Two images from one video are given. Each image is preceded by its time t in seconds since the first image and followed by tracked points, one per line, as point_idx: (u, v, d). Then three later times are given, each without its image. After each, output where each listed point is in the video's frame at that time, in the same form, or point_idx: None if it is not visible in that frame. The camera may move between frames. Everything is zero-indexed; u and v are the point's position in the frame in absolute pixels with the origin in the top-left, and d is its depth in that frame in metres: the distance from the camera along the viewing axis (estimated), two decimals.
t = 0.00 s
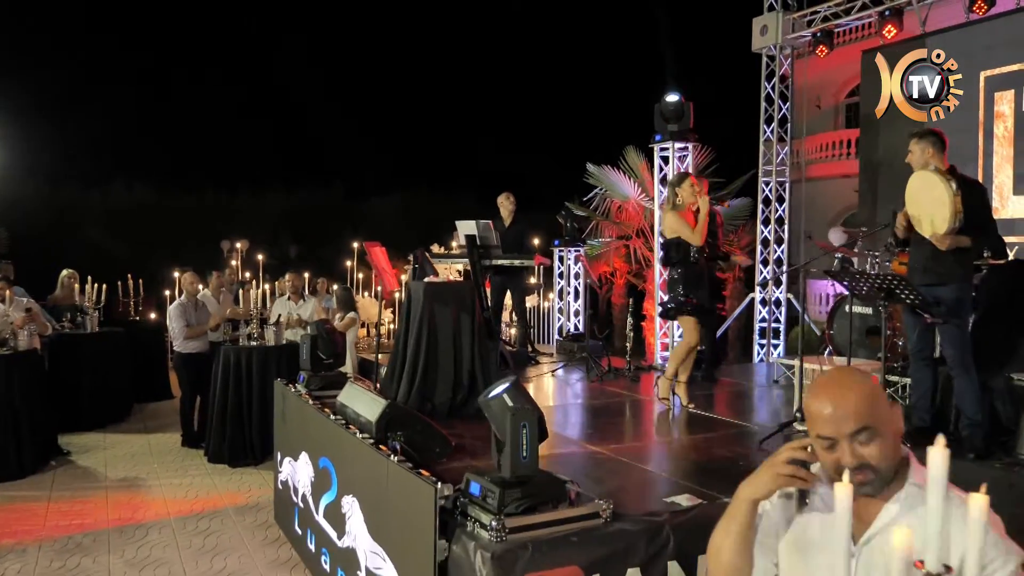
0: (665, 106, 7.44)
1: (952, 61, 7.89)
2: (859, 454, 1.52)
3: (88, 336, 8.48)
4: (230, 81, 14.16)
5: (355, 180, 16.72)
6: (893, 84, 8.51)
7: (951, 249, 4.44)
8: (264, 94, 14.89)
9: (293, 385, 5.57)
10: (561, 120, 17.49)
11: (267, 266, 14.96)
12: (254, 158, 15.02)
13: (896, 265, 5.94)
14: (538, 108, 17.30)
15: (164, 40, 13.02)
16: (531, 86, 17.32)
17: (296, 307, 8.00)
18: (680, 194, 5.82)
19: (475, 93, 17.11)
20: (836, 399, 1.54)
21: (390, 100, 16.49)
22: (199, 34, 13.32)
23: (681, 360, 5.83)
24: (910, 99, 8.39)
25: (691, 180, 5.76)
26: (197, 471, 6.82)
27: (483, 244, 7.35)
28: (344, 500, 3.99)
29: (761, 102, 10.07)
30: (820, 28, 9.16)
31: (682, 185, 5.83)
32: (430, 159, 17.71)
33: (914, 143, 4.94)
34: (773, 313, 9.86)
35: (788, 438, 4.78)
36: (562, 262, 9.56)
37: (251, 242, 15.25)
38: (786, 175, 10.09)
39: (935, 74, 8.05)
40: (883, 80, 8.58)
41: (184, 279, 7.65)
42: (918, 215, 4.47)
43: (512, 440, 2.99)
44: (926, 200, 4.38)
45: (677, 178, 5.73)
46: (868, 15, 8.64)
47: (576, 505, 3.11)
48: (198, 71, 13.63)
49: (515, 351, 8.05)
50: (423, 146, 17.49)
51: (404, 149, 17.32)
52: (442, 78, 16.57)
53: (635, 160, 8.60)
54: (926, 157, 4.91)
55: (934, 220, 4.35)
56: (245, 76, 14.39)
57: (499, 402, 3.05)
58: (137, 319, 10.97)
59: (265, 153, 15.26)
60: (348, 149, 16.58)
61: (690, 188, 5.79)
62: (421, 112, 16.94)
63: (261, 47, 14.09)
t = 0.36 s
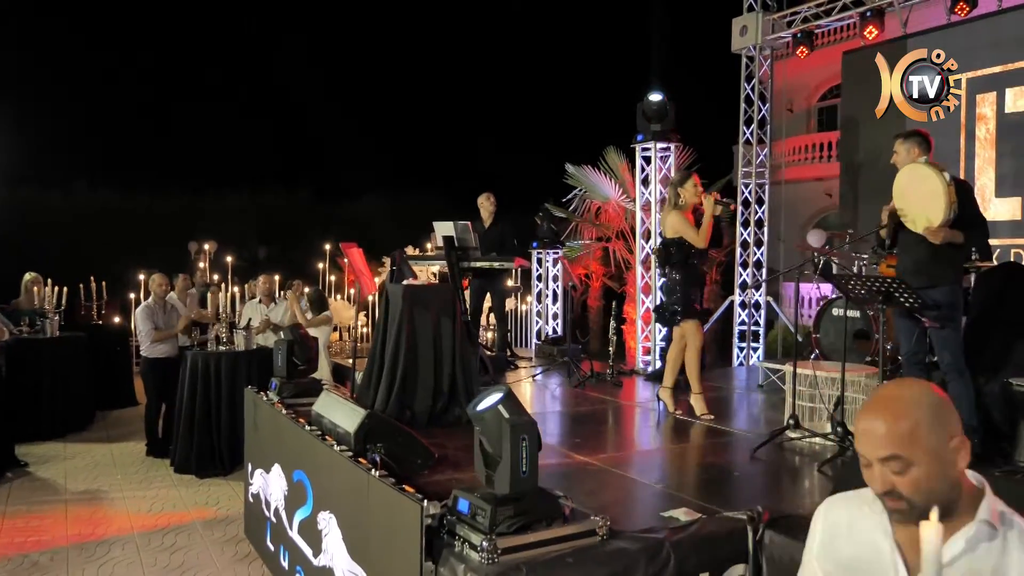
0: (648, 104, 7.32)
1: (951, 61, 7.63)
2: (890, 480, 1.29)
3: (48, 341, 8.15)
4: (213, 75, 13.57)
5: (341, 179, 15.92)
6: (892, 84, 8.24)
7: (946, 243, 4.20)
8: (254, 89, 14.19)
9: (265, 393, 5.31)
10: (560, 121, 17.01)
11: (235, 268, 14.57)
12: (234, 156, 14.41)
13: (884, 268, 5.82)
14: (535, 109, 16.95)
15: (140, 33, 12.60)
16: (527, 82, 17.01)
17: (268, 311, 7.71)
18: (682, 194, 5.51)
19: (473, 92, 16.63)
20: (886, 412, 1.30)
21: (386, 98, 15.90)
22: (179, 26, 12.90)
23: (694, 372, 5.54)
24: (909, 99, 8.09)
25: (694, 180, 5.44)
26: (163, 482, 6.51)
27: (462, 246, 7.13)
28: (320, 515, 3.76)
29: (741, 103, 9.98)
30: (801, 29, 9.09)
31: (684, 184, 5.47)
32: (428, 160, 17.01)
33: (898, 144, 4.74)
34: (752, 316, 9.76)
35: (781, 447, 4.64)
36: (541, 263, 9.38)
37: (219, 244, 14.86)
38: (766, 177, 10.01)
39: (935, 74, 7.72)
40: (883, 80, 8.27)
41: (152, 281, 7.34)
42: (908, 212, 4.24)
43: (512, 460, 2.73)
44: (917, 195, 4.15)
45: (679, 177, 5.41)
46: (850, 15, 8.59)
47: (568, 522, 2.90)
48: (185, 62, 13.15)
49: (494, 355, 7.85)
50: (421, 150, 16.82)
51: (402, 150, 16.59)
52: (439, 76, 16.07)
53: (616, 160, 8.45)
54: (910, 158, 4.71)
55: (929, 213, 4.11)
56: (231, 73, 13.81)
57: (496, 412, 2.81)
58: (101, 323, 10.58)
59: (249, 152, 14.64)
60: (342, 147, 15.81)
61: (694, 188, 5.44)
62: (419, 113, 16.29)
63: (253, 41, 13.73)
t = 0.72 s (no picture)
0: (625, 102, 7.25)
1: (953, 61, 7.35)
2: (978, 523, 1.24)
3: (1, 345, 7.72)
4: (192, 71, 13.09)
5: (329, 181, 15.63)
6: (892, 85, 7.91)
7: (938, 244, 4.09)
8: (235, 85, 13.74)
9: (230, 401, 5.04)
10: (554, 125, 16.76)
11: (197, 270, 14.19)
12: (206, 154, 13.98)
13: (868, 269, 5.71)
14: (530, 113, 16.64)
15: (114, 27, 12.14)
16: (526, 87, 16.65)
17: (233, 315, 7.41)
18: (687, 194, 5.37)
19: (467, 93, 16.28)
20: (966, 444, 1.24)
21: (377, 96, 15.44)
22: (161, 20, 12.53)
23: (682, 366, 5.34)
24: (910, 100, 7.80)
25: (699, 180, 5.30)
26: (122, 495, 6.20)
27: (436, 247, 6.89)
28: (292, 534, 3.52)
29: (716, 104, 9.92)
30: (776, 29, 9.05)
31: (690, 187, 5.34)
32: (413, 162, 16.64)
33: (883, 144, 4.45)
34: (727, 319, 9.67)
35: (769, 455, 4.49)
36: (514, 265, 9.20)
37: (181, 245, 14.45)
38: (741, 178, 9.94)
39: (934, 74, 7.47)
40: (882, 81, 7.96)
41: (114, 284, 7.03)
42: (899, 212, 4.14)
43: (507, 477, 2.53)
44: (911, 195, 4.05)
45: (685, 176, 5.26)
46: (825, 15, 8.55)
47: (562, 540, 2.69)
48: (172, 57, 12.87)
49: (468, 359, 7.63)
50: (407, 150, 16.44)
51: (381, 151, 16.23)
52: (433, 77, 15.70)
53: (592, 160, 8.30)
54: (897, 159, 4.41)
55: (922, 214, 4.01)
56: (212, 68, 13.33)
57: (488, 425, 2.59)
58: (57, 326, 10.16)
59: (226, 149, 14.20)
60: (322, 147, 15.41)
61: (697, 190, 5.34)
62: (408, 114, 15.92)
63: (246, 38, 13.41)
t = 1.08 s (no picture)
0: (607, 99, 7.16)
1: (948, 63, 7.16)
2: None
3: None
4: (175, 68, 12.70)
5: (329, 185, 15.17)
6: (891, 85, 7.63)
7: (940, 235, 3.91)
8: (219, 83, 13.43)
9: (199, 406, 4.80)
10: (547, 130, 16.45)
11: (163, 271, 13.81)
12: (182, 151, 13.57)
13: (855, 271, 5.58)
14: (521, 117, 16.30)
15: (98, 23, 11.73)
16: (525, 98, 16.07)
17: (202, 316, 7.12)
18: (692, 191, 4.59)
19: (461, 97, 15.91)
20: None
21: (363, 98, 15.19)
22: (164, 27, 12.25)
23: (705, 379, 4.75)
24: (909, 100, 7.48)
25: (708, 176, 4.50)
26: (83, 506, 5.90)
27: (413, 247, 6.63)
28: (269, 551, 3.32)
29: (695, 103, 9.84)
30: (755, 28, 8.99)
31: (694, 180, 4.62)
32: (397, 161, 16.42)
33: (875, 142, 4.28)
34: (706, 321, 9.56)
35: (762, 460, 4.36)
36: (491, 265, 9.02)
37: (147, 245, 14.06)
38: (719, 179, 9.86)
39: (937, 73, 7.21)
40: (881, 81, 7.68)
41: (78, 283, 6.72)
42: (895, 206, 3.98)
43: (505, 498, 2.33)
44: (906, 186, 3.89)
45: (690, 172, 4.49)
46: (804, 15, 8.49)
47: (563, 556, 2.51)
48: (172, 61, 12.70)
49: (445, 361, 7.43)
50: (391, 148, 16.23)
51: (363, 149, 16.03)
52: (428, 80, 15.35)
53: (571, 158, 8.21)
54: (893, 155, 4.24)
55: (920, 205, 3.83)
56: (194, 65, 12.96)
57: (486, 440, 2.38)
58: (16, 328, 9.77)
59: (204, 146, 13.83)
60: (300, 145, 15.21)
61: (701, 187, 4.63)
62: (397, 114, 15.72)
63: (249, 42, 13.33)
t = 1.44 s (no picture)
0: (588, 98, 7.06)
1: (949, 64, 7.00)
2: None
3: None
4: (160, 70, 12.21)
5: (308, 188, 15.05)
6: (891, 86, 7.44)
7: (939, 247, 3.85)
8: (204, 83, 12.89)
9: (162, 416, 4.54)
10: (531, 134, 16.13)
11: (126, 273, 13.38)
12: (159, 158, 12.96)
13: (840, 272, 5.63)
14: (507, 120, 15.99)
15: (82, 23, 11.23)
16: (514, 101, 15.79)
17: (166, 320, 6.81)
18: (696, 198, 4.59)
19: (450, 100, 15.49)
20: None
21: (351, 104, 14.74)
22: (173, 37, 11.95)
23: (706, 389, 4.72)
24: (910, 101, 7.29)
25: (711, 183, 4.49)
26: (40, 520, 5.57)
27: (388, 248, 6.37)
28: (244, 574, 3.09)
29: (671, 104, 9.74)
30: (732, 28, 8.93)
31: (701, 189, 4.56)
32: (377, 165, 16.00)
33: (867, 143, 4.02)
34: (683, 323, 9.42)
35: (755, 469, 4.24)
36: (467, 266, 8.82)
37: (108, 246, 13.61)
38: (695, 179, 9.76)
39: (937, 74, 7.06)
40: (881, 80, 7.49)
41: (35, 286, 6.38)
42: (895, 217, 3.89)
43: (513, 520, 2.15)
44: (907, 199, 3.80)
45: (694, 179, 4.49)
46: (782, 16, 8.45)
47: None
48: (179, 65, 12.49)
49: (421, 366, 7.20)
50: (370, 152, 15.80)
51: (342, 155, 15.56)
52: (417, 84, 14.94)
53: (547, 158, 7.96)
54: (886, 158, 3.99)
55: (921, 219, 3.74)
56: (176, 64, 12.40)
57: (492, 461, 2.19)
58: None
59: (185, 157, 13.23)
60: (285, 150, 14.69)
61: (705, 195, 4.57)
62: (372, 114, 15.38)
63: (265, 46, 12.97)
